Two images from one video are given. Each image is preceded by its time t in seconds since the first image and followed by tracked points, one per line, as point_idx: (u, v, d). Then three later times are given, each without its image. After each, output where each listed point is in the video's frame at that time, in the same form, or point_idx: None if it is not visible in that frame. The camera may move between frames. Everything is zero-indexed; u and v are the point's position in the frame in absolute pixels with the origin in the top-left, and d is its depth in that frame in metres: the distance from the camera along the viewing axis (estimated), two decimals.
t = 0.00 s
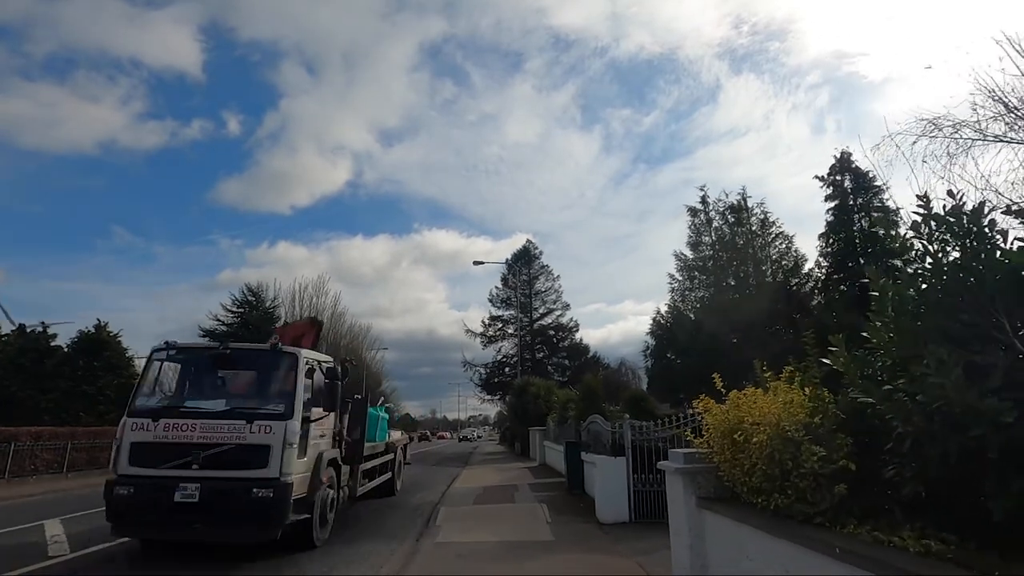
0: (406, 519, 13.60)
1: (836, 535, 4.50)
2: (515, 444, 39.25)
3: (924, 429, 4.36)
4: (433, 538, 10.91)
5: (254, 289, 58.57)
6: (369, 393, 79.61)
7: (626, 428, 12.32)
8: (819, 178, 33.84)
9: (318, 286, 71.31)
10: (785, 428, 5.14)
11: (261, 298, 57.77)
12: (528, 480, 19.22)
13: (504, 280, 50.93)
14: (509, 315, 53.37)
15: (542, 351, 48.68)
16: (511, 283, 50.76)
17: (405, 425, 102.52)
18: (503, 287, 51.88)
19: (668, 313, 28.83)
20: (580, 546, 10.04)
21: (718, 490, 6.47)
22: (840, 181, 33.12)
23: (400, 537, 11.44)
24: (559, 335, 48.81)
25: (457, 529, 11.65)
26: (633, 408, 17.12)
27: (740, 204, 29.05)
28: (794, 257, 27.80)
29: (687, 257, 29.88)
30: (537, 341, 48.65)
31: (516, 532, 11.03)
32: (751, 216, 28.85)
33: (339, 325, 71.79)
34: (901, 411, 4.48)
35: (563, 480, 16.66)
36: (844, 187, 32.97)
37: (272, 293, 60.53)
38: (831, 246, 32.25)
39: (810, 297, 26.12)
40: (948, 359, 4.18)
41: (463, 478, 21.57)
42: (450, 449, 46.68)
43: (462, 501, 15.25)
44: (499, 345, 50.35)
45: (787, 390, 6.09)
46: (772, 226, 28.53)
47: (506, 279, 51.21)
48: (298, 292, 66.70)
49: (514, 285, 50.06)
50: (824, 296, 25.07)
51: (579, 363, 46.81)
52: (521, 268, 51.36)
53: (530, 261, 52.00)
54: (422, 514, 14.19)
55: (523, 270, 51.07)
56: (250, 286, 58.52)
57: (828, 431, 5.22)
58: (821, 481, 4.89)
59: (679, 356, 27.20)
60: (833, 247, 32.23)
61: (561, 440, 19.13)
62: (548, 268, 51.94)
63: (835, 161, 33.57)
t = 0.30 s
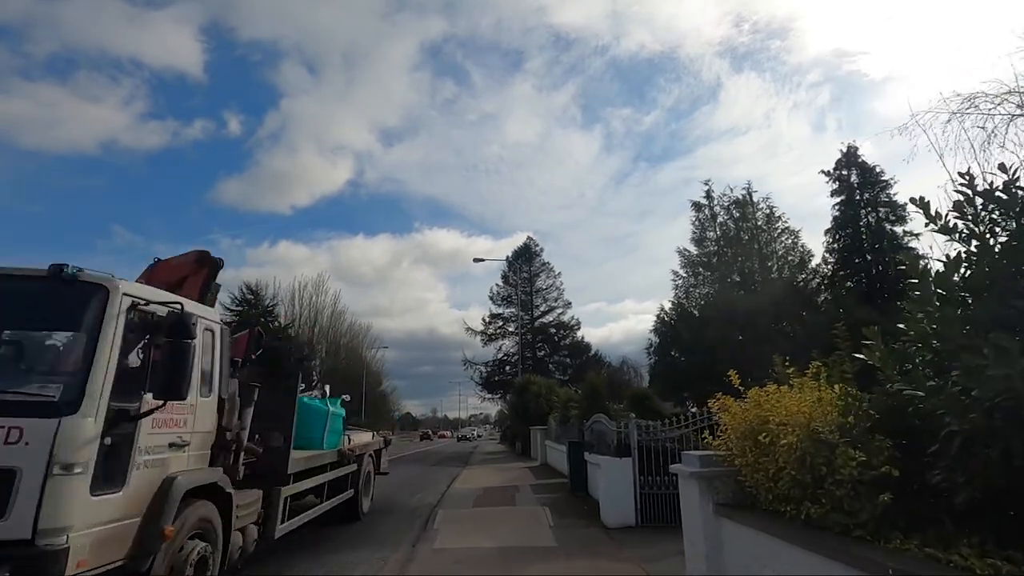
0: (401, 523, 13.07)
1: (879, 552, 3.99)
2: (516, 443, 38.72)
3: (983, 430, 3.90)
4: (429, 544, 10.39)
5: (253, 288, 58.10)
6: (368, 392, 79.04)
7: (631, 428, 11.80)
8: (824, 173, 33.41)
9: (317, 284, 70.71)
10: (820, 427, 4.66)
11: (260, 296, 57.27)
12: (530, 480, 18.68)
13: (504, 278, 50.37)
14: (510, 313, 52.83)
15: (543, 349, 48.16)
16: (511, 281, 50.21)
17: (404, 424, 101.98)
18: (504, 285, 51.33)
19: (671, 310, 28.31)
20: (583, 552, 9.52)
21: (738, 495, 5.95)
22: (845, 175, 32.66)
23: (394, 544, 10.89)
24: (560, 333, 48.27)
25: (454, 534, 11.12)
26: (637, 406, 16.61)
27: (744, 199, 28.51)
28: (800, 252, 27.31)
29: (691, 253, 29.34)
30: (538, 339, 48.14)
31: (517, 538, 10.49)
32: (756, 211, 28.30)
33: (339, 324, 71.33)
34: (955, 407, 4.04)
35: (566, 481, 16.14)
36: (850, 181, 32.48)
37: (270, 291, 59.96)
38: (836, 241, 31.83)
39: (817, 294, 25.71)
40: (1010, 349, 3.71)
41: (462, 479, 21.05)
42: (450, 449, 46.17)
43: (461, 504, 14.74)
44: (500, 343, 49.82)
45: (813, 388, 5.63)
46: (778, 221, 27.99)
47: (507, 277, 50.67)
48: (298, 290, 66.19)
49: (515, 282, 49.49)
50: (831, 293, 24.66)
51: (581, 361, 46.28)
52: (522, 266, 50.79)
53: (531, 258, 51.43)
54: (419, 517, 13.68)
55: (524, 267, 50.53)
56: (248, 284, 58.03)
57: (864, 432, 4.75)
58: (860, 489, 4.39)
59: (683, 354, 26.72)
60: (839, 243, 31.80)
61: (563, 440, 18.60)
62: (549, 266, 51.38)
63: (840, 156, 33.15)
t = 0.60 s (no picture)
0: (399, 529, 12.56)
1: None
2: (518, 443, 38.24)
3: None
4: (429, 552, 9.87)
5: (254, 286, 57.63)
6: (369, 391, 78.53)
7: (640, 430, 11.29)
8: (833, 168, 32.86)
9: (317, 282, 70.15)
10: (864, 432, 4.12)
11: (260, 294, 56.79)
12: (532, 482, 18.14)
13: (506, 276, 49.77)
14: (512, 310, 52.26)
15: (546, 348, 47.62)
16: (513, 279, 49.62)
17: (405, 422, 101.51)
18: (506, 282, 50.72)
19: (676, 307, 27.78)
20: (591, 561, 9.00)
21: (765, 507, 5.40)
22: (854, 170, 32.10)
23: (392, 552, 10.37)
24: (563, 331, 47.67)
25: (455, 541, 10.61)
26: (644, 406, 16.11)
27: (752, 194, 27.87)
28: (809, 248, 26.73)
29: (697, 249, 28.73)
30: (540, 337, 47.59)
31: (521, 546, 9.98)
32: (765, 206, 27.67)
33: (340, 322, 70.93)
34: None
35: (570, 484, 15.61)
36: (859, 176, 31.93)
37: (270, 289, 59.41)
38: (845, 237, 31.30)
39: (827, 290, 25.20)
40: None
41: (463, 480, 20.55)
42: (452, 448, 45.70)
43: (461, 507, 14.21)
44: (501, 341, 49.25)
45: (853, 388, 5.06)
46: (786, 217, 27.35)
47: (509, 275, 50.10)
48: (299, 288, 65.77)
49: (518, 280, 48.88)
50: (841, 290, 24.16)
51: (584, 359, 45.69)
52: (524, 263, 50.18)
53: (533, 255, 50.80)
54: (418, 523, 13.17)
55: (526, 265, 49.94)
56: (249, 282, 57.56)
57: (916, 438, 4.23)
58: (912, 505, 3.90)
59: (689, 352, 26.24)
60: (848, 239, 31.27)
61: (567, 440, 18.05)
62: (552, 263, 50.79)
63: (849, 151, 32.61)
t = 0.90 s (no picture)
0: (399, 534, 12.08)
1: None
2: (521, 444, 37.79)
3: None
4: (430, 562, 9.35)
5: (254, 285, 57.17)
6: (371, 390, 78.05)
7: (652, 432, 10.73)
8: (841, 164, 32.33)
9: (319, 282, 69.69)
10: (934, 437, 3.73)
11: (261, 294, 56.34)
12: (536, 485, 17.60)
13: (508, 274, 49.18)
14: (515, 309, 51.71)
15: (549, 347, 47.06)
16: (516, 278, 49.07)
17: (407, 422, 101.02)
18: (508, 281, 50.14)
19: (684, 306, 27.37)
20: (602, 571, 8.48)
21: (802, 520, 4.85)
22: (864, 166, 31.56)
23: (391, 560, 9.89)
24: (566, 331, 47.09)
25: (459, 547, 10.15)
26: (653, 406, 15.58)
27: (760, 190, 27.29)
28: (819, 245, 26.12)
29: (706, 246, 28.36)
30: (543, 336, 47.01)
31: (528, 555, 9.47)
32: (773, 202, 27.06)
33: (342, 322, 70.47)
34: None
35: (576, 487, 15.09)
36: (869, 172, 31.36)
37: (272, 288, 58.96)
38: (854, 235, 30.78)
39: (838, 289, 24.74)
40: None
41: (466, 481, 20.10)
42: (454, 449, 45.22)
43: (464, 512, 13.71)
44: (504, 341, 48.69)
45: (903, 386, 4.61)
46: (796, 213, 26.73)
47: (511, 274, 49.51)
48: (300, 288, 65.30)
49: (521, 279, 48.32)
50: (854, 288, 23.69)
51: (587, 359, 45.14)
52: (527, 262, 49.57)
53: (536, 254, 50.20)
54: (419, 528, 12.66)
55: (529, 264, 49.35)
56: (250, 281, 57.11)
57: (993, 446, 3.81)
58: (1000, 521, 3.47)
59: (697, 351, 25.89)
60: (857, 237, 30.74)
61: (573, 442, 17.52)
62: (555, 262, 50.20)
63: (858, 147, 32.08)
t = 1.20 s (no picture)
0: (396, 539, 11.54)
1: None
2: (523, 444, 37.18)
3: None
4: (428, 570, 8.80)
5: (254, 285, 56.60)
6: (372, 391, 77.43)
7: (664, 431, 10.18)
8: (850, 159, 31.92)
9: (319, 282, 69.08)
10: (1018, 437, 4.10)
11: (261, 293, 55.79)
12: (541, 487, 17.06)
13: (511, 273, 48.64)
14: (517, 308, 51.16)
15: (551, 347, 46.45)
16: (518, 277, 48.51)
17: (409, 423, 100.35)
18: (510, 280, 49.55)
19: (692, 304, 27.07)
20: None
21: (846, 526, 4.92)
22: (874, 161, 31.13)
23: (387, 568, 9.27)
24: (569, 330, 46.48)
25: (460, 553, 9.57)
26: (662, 406, 15.03)
27: (768, 185, 26.71)
28: (829, 243, 25.53)
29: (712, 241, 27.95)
30: (545, 336, 46.43)
31: (532, 562, 8.93)
32: (781, 197, 26.47)
33: (342, 322, 69.92)
34: None
35: (582, 490, 14.54)
36: (879, 167, 30.87)
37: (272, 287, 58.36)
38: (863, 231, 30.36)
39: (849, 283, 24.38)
40: None
41: (467, 483, 19.54)
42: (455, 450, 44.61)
43: (465, 516, 13.17)
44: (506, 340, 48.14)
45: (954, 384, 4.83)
46: (805, 208, 26.15)
47: (513, 272, 48.93)
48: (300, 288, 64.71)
49: (523, 278, 47.75)
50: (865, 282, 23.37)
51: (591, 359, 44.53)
52: (529, 260, 48.97)
53: (538, 252, 49.58)
54: (418, 532, 12.11)
55: (531, 262, 48.75)
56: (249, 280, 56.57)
57: None
58: None
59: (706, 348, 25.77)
60: (866, 233, 30.32)
61: (578, 442, 16.96)
62: (557, 260, 49.61)
63: (868, 141, 31.68)
